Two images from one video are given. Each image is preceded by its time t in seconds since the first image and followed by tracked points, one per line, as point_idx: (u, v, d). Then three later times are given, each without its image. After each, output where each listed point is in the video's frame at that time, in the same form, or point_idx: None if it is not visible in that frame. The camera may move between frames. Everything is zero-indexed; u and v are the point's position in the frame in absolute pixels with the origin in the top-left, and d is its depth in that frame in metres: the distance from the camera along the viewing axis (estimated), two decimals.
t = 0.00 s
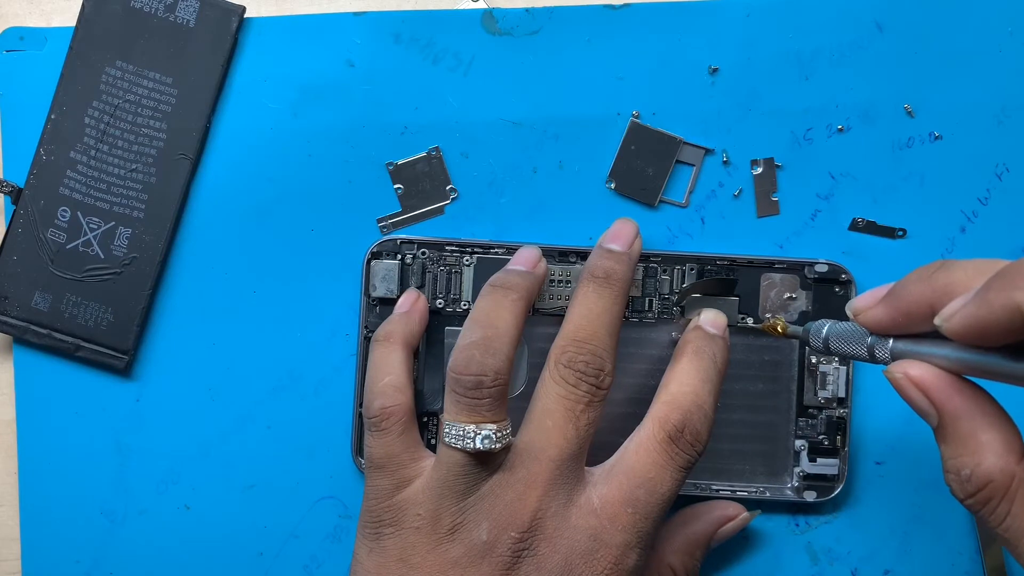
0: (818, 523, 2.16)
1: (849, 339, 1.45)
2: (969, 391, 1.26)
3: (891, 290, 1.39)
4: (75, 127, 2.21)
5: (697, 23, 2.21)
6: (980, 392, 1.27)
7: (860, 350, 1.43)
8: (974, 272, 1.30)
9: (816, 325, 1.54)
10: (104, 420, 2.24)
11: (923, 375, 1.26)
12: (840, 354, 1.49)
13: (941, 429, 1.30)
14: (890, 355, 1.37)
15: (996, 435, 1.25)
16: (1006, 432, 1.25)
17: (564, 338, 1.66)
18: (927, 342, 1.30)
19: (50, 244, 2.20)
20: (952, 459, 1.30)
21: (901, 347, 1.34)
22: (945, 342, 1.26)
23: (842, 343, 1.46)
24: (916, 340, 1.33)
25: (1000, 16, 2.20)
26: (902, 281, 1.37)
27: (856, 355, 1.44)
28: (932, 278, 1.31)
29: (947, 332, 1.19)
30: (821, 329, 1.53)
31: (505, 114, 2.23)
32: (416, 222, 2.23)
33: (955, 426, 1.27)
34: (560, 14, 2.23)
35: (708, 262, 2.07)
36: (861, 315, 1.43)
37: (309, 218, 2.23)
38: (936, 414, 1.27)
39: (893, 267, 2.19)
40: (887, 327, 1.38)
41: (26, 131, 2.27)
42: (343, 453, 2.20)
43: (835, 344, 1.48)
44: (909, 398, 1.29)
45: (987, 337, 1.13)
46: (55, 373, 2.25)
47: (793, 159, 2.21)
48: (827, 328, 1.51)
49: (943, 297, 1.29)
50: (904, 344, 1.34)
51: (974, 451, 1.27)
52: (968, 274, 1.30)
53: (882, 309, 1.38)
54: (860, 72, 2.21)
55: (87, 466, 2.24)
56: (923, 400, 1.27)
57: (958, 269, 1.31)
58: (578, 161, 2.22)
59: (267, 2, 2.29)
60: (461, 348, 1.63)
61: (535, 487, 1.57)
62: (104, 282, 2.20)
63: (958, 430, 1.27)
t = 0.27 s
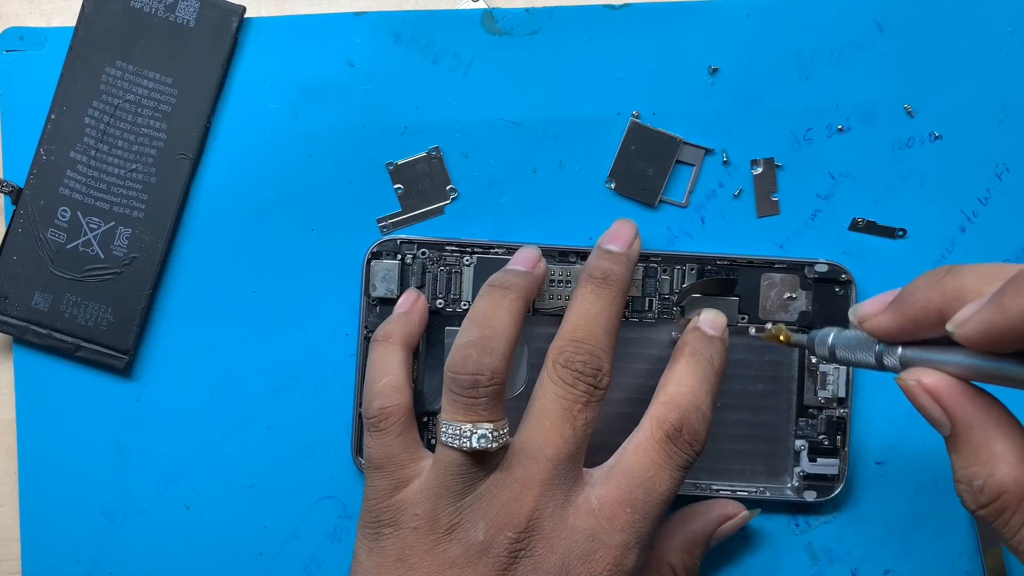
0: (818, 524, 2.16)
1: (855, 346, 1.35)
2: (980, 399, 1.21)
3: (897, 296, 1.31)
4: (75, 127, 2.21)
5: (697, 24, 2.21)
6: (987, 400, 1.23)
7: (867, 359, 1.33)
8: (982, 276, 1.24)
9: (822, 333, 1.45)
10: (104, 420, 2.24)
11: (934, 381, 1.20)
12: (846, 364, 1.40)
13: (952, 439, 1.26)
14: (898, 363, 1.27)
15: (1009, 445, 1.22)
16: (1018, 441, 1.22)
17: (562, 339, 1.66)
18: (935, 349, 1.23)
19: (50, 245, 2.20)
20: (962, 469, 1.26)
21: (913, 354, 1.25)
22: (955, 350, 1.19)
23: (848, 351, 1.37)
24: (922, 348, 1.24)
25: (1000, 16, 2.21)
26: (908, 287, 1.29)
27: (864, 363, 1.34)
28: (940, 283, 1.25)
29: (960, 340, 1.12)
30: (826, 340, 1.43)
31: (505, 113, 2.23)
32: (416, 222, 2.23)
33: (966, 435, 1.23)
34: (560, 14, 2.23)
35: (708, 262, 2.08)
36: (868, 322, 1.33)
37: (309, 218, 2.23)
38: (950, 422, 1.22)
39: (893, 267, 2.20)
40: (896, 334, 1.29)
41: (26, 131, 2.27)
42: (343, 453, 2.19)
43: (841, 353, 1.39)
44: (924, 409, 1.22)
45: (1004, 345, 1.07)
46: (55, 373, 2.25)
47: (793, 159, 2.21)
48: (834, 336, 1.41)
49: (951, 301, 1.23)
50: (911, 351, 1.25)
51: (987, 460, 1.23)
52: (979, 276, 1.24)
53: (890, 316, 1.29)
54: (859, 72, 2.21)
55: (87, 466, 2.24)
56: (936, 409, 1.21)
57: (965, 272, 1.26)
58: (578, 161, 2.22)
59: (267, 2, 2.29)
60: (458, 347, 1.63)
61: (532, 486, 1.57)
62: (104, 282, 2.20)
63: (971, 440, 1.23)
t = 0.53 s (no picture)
0: (818, 524, 2.17)
1: (850, 466, 1.28)
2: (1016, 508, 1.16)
3: (899, 397, 1.22)
4: (75, 126, 2.21)
5: (697, 24, 2.21)
6: None
7: (871, 476, 1.25)
8: (999, 361, 1.13)
9: (805, 457, 1.35)
10: (105, 420, 2.24)
11: (967, 490, 1.16)
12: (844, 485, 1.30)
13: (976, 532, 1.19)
14: (909, 476, 1.21)
15: None
16: None
17: (555, 339, 1.67)
18: (974, 453, 1.15)
19: (50, 245, 2.20)
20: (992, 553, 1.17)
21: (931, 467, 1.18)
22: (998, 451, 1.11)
23: (843, 471, 1.29)
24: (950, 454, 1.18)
25: (1000, 16, 2.21)
26: (911, 386, 1.21)
27: (866, 481, 1.26)
28: (952, 378, 1.16)
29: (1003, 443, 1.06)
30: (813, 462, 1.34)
31: (505, 114, 2.23)
32: (416, 222, 2.23)
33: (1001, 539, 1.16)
34: (560, 14, 2.23)
35: (708, 262, 2.07)
36: (867, 432, 1.26)
37: (309, 219, 2.23)
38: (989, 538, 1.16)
39: (892, 267, 2.20)
40: (906, 440, 1.20)
41: (26, 131, 2.27)
42: (343, 453, 2.19)
43: (837, 475, 1.30)
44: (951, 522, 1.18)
45: None
46: (55, 373, 2.25)
47: (793, 159, 2.21)
48: (819, 460, 1.33)
49: (971, 397, 1.13)
50: (925, 462, 1.19)
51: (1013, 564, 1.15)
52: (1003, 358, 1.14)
53: (896, 420, 1.20)
54: (859, 72, 2.21)
55: (87, 467, 2.24)
56: (967, 522, 1.16)
57: (979, 360, 1.16)
58: (578, 161, 2.22)
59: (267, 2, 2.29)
60: (451, 341, 1.64)
61: (523, 481, 1.54)
62: (104, 282, 2.20)
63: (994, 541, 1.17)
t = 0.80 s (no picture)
0: (818, 524, 2.17)
1: (806, 478, 1.30)
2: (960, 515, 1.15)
3: (844, 412, 1.24)
4: (75, 127, 2.21)
5: (697, 24, 2.21)
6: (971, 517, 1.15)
7: (823, 488, 1.26)
8: (936, 373, 1.14)
9: (766, 468, 1.40)
10: (105, 420, 2.24)
11: (914, 501, 1.15)
12: (801, 495, 1.34)
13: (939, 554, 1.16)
14: (861, 488, 1.20)
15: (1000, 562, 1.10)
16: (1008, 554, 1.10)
17: (554, 339, 1.67)
18: (917, 465, 1.13)
19: (50, 245, 2.20)
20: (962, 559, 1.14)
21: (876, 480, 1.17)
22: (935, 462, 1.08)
23: (800, 482, 1.32)
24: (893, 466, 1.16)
25: (1000, 16, 2.20)
26: (856, 400, 1.22)
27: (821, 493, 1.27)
28: (893, 392, 1.16)
29: (940, 458, 1.01)
30: (772, 474, 1.39)
31: (505, 114, 2.23)
32: (416, 222, 2.23)
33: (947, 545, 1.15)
34: (561, 14, 2.23)
35: (708, 262, 2.07)
36: (817, 449, 1.27)
37: (310, 219, 2.23)
38: (936, 547, 1.15)
39: (892, 267, 2.20)
40: (853, 454, 1.21)
41: (26, 131, 2.27)
42: (343, 453, 2.19)
43: (793, 488, 1.34)
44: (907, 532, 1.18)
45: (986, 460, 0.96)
46: (55, 373, 2.25)
47: (793, 159, 2.21)
48: (777, 472, 1.37)
49: (912, 410, 1.13)
50: (873, 473, 1.18)
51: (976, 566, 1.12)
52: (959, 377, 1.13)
53: (841, 434, 1.22)
54: (860, 72, 2.21)
55: (87, 467, 2.24)
56: (920, 532, 1.16)
57: (919, 373, 1.16)
58: (578, 161, 2.22)
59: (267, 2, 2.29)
60: (449, 339, 1.64)
61: (522, 479, 1.54)
62: (104, 282, 2.20)
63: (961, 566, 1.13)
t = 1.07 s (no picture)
0: (818, 524, 2.17)
1: (813, 480, 1.30)
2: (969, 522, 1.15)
3: (858, 419, 1.21)
4: (75, 126, 2.21)
5: (697, 24, 2.21)
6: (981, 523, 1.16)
7: (831, 491, 1.26)
8: (951, 383, 1.12)
9: (771, 469, 1.37)
10: (105, 420, 2.24)
11: (924, 509, 1.16)
12: (807, 497, 1.32)
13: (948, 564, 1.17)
14: (870, 493, 1.21)
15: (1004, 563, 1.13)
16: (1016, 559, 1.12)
17: (553, 337, 1.67)
18: (932, 474, 1.14)
19: (50, 244, 2.20)
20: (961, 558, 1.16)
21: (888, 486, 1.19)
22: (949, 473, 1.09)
23: (807, 484, 1.30)
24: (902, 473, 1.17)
25: (1000, 16, 2.21)
26: (870, 408, 1.19)
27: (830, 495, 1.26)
28: (909, 403, 1.13)
29: (957, 473, 1.01)
30: (778, 473, 1.36)
31: (505, 114, 2.23)
32: (416, 222, 2.23)
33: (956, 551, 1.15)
34: (560, 14, 2.23)
35: (708, 262, 2.07)
36: (829, 454, 1.24)
37: (310, 219, 2.24)
38: (945, 554, 1.16)
39: (892, 267, 2.20)
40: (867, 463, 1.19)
41: (26, 131, 2.27)
42: (343, 453, 2.19)
43: (798, 488, 1.32)
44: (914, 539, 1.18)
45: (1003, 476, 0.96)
46: (55, 373, 2.25)
47: (793, 159, 2.21)
48: (784, 472, 1.35)
49: (928, 422, 1.11)
50: (886, 479, 1.19)
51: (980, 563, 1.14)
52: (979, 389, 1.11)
53: (853, 442, 1.19)
54: (860, 72, 2.21)
55: (87, 467, 2.24)
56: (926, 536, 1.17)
57: (936, 383, 1.13)
58: (578, 161, 2.22)
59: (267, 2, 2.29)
60: (448, 337, 1.64)
61: (522, 476, 1.54)
62: (104, 281, 2.20)
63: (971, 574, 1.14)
